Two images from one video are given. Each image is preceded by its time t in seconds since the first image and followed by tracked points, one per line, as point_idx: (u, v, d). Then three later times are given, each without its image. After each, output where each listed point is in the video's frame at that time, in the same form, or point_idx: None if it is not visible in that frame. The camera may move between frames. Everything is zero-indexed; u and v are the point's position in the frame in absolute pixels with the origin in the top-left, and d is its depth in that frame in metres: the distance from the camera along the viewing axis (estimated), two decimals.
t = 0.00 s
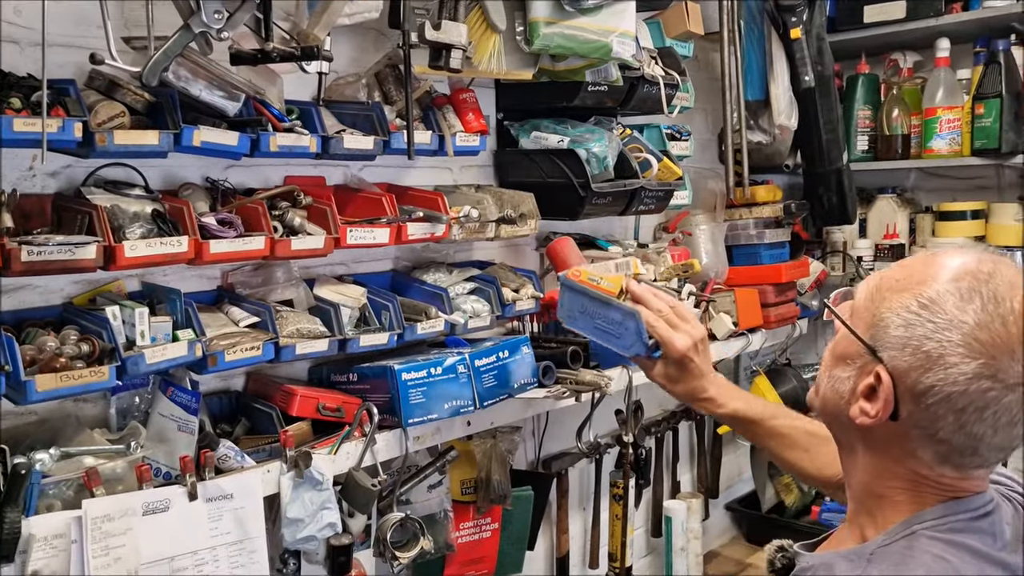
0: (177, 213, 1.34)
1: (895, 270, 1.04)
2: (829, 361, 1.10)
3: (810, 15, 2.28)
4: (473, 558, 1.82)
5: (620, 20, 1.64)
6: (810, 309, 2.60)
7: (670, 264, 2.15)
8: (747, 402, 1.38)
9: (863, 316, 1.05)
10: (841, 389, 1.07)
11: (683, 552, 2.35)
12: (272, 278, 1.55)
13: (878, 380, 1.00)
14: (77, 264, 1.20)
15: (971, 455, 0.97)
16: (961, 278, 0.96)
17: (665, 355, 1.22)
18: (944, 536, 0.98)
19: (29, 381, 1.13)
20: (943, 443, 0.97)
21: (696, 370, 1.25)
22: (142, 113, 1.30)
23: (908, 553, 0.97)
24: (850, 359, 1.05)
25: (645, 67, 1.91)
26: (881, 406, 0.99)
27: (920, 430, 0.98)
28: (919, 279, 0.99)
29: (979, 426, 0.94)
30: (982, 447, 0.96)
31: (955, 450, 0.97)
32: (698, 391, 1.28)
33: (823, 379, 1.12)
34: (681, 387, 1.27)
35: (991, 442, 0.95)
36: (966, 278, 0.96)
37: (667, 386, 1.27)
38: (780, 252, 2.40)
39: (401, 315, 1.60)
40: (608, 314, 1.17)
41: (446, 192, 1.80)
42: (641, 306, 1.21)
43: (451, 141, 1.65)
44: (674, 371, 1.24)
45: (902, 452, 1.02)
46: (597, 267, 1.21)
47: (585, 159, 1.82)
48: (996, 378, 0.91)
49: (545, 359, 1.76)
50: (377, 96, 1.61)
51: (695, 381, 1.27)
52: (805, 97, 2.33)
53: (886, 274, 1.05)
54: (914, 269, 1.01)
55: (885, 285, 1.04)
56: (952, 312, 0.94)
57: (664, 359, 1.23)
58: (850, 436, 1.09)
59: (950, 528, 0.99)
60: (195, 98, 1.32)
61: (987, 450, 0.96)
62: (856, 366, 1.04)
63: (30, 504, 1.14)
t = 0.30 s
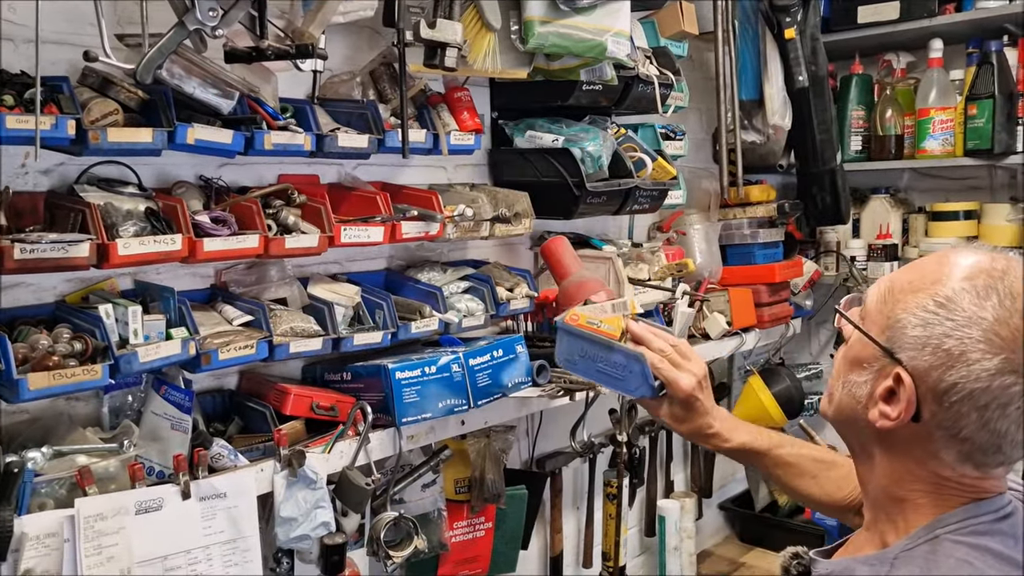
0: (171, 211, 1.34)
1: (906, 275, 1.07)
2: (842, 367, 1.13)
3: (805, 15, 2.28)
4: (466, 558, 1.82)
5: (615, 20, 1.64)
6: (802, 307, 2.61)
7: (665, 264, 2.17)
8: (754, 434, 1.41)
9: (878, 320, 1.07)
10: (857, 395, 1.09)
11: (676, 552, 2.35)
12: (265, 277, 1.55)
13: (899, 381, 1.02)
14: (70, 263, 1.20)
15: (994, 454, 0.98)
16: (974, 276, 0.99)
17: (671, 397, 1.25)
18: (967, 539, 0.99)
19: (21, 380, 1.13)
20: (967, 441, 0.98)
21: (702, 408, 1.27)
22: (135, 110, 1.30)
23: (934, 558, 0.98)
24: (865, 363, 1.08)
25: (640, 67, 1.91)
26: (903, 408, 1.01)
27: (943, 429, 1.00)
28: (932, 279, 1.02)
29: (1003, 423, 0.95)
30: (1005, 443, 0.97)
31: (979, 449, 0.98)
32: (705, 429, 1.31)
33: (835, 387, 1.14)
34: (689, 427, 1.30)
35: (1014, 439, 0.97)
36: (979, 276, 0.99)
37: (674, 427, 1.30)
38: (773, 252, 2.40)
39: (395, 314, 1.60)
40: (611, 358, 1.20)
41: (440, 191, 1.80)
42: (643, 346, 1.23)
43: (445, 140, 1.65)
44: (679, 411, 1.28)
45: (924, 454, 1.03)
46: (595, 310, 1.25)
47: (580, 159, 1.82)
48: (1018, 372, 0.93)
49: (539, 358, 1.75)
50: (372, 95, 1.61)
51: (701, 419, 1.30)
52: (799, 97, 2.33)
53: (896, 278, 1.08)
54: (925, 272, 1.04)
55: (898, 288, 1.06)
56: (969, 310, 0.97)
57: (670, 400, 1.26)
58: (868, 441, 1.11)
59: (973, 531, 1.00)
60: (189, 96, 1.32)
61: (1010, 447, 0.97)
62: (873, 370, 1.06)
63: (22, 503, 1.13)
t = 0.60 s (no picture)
0: (166, 211, 1.34)
1: (897, 275, 1.09)
2: (840, 370, 1.14)
3: (796, 18, 2.30)
4: (460, 556, 1.83)
5: (607, 22, 1.66)
6: (793, 308, 2.63)
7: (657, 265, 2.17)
8: (754, 453, 1.47)
9: (872, 320, 1.09)
10: (857, 397, 1.10)
11: (668, 551, 2.36)
12: (260, 277, 1.56)
13: (899, 380, 1.03)
14: (66, 262, 1.20)
15: (994, 446, 1.00)
16: (964, 272, 1.01)
17: (677, 419, 1.34)
18: (970, 535, 1.00)
19: (16, 379, 1.14)
20: (968, 435, 1.00)
21: (704, 430, 1.36)
22: (131, 111, 1.30)
23: (937, 555, 1.00)
24: (862, 364, 1.09)
25: (633, 68, 1.93)
26: (903, 405, 1.02)
27: (943, 424, 1.01)
28: (923, 278, 1.04)
29: (1002, 413, 0.97)
30: (1005, 434, 0.99)
31: (979, 441, 1.00)
32: (707, 449, 1.39)
33: (834, 390, 1.15)
34: (691, 446, 1.38)
35: (1013, 429, 0.99)
36: (969, 273, 1.01)
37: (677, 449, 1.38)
38: (765, 253, 2.42)
39: (389, 314, 1.61)
40: (614, 381, 1.28)
41: (434, 192, 1.80)
42: (646, 369, 1.31)
43: (440, 141, 1.66)
44: (683, 433, 1.36)
45: (925, 450, 1.05)
46: (596, 335, 1.33)
47: (573, 160, 1.84)
48: (1014, 362, 0.96)
49: (532, 358, 1.77)
50: (367, 96, 1.62)
51: (703, 440, 1.38)
52: (791, 99, 2.35)
53: (888, 279, 1.10)
54: (916, 271, 1.06)
55: (890, 289, 1.08)
56: (962, 305, 0.99)
57: (674, 422, 1.35)
58: (869, 442, 1.12)
59: (976, 526, 1.01)
60: (185, 96, 1.32)
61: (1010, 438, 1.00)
62: (870, 371, 1.08)
63: (18, 502, 1.15)
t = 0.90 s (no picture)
0: (163, 211, 1.35)
1: (891, 276, 1.10)
2: (836, 370, 1.16)
3: (789, 20, 2.32)
4: (455, 554, 1.84)
5: (602, 24, 1.67)
6: (786, 307, 2.65)
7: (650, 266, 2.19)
8: (753, 463, 1.49)
9: (867, 321, 1.10)
10: (854, 396, 1.11)
11: (662, 549, 2.37)
12: (256, 276, 1.56)
13: (894, 378, 1.04)
14: (63, 261, 1.21)
15: (989, 440, 1.02)
16: (955, 272, 1.03)
17: (678, 431, 1.39)
18: (964, 529, 1.02)
19: (13, 378, 1.14)
20: (964, 429, 1.02)
21: (705, 442, 1.41)
22: (127, 110, 1.31)
23: (932, 549, 1.02)
24: (858, 364, 1.10)
25: (627, 69, 1.94)
26: (899, 402, 1.04)
27: (940, 420, 1.02)
28: (916, 277, 1.06)
29: (996, 407, 0.99)
30: (999, 427, 1.01)
31: (974, 436, 1.02)
32: (708, 461, 1.44)
33: (831, 390, 1.16)
34: (693, 460, 1.43)
35: (1008, 422, 1.01)
36: (959, 272, 1.03)
37: (677, 460, 1.43)
38: (758, 253, 2.43)
39: (384, 314, 1.62)
40: (617, 396, 1.35)
41: (429, 192, 1.81)
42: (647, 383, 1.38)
43: (435, 141, 1.67)
44: (684, 444, 1.42)
45: (921, 446, 1.06)
46: (597, 350, 1.41)
47: (568, 160, 1.85)
48: (1005, 357, 0.98)
49: (526, 357, 1.78)
50: (362, 96, 1.63)
51: (704, 452, 1.43)
52: (784, 100, 2.36)
53: (882, 280, 1.11)
54: (908, 272, 1.08)
55: (884, 289, 1.10)
56: (955, 303, 1.01)
57: (677, 435, 1.41)
58: (866, 440, 1.13)
59: (970, 521, 1.03)
60: (182, 96, 1.33)
61: (1004, 433, 1.01)
62: (866, 370, 1.09)
63: (15, 500, 1.15)
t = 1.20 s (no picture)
0: (157, 205, 1.35)
1: (871, 271, 1.12)
2: (823, 366, 1.17)
3: (781, 18, 2.33)
4: (448, 549, 1.84)
5: (595, 21, 1.68)
6: (777, 304, 2.66)
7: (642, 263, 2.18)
8: (750, 473, 1.53)
9: (850, 315, 1.12)
10: (843, 390, 1.13)
11: (654, 544, 2.38)
12: (250, 271, 1.56)
13: (879, 367, 1.06)
14: (56, 255, 1.21)
15: (974, 424, 1.03)
16: (933, 262, 1.06)
17: (677, 443, 1.43)
18: (950, 515, 1.04)
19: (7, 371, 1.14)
20: (950, 415, 1.03)
21: (704, 453, 1.44)
22: (121, 105, 1.31)
23: (918, 535, 1.03)
24: (844, 358, 1.12)
25: (620, 67, 1.95)
26: (886, 391, 1.05)
27: (926, 406, 1.04)
28: (896, 270, 1.08)
29: (980, 390, 1.00)
30: (984, 411, 1.02)
31: (960, 421, 1.03)
32: (706, 472, 1.47)
33: (819, 386, 1.18)
34: (691, 470, 1.46)
35: (991, 406, 1.02)
36: (937, 262, 1.05)
37: (677, 471, 1.47)
38: (749, 250, 2.44)
39: (378, 309, 1.62)
40: (616, 408, 1.38)
41: (423, 188, 1.82)
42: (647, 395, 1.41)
43: (429, 137, 1.67)
44: (684, 455, 1.44)
45: (909, 435, 1.08)
46: (595, 364, 1.44)
47: (562, 156, 1.86)
48: (985, 341, 0.99)
49: (520, 352, 1.79)
50: (355, 92, 1.63)
51: (703, 463, 1.45)
52: (775, 97, 2.37)
53: (862, 276, 1.14)
54: (888, 265, 1.10)
55: (866, 283, 1.12)
56: (935, 292, 1.03)
57: (676, 446, 1.44)
58: (856, 433, 1.14)
59: (955, 507, 1.05)
60: (175, 90, 1.33)
61: (988, 415, 1.03)
62: (852, 363, 1.11)
63: (9, 493, 1.14)
